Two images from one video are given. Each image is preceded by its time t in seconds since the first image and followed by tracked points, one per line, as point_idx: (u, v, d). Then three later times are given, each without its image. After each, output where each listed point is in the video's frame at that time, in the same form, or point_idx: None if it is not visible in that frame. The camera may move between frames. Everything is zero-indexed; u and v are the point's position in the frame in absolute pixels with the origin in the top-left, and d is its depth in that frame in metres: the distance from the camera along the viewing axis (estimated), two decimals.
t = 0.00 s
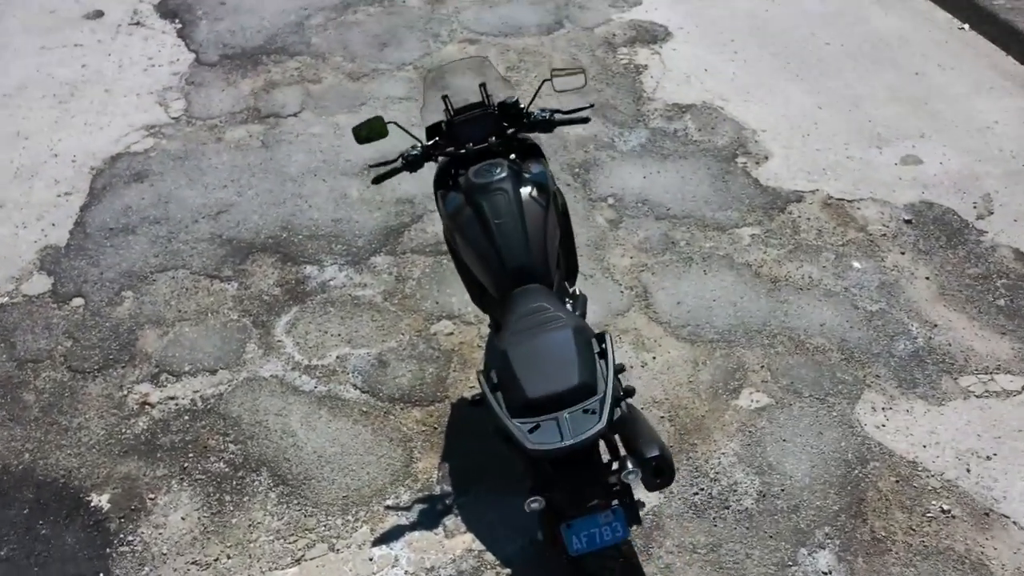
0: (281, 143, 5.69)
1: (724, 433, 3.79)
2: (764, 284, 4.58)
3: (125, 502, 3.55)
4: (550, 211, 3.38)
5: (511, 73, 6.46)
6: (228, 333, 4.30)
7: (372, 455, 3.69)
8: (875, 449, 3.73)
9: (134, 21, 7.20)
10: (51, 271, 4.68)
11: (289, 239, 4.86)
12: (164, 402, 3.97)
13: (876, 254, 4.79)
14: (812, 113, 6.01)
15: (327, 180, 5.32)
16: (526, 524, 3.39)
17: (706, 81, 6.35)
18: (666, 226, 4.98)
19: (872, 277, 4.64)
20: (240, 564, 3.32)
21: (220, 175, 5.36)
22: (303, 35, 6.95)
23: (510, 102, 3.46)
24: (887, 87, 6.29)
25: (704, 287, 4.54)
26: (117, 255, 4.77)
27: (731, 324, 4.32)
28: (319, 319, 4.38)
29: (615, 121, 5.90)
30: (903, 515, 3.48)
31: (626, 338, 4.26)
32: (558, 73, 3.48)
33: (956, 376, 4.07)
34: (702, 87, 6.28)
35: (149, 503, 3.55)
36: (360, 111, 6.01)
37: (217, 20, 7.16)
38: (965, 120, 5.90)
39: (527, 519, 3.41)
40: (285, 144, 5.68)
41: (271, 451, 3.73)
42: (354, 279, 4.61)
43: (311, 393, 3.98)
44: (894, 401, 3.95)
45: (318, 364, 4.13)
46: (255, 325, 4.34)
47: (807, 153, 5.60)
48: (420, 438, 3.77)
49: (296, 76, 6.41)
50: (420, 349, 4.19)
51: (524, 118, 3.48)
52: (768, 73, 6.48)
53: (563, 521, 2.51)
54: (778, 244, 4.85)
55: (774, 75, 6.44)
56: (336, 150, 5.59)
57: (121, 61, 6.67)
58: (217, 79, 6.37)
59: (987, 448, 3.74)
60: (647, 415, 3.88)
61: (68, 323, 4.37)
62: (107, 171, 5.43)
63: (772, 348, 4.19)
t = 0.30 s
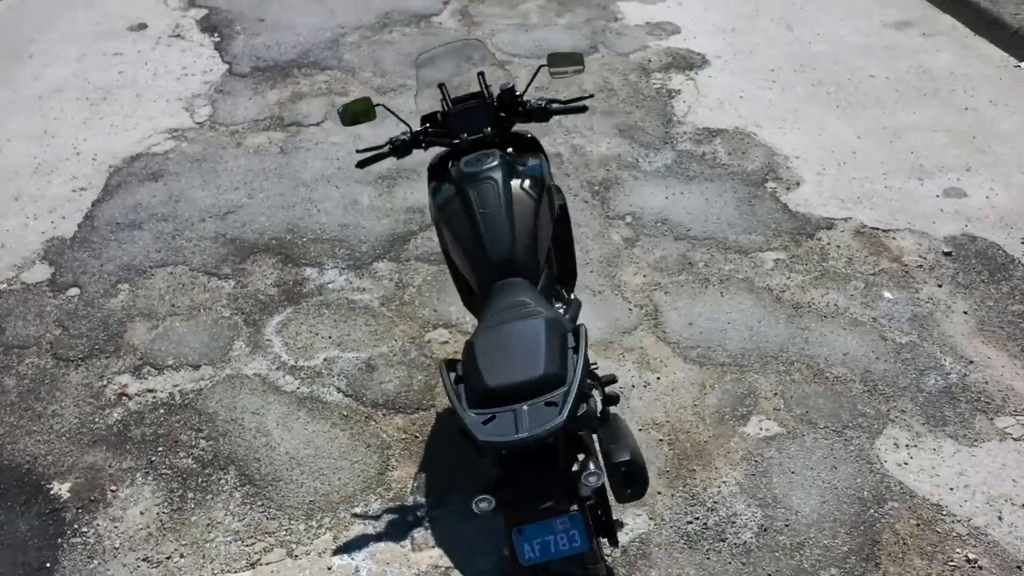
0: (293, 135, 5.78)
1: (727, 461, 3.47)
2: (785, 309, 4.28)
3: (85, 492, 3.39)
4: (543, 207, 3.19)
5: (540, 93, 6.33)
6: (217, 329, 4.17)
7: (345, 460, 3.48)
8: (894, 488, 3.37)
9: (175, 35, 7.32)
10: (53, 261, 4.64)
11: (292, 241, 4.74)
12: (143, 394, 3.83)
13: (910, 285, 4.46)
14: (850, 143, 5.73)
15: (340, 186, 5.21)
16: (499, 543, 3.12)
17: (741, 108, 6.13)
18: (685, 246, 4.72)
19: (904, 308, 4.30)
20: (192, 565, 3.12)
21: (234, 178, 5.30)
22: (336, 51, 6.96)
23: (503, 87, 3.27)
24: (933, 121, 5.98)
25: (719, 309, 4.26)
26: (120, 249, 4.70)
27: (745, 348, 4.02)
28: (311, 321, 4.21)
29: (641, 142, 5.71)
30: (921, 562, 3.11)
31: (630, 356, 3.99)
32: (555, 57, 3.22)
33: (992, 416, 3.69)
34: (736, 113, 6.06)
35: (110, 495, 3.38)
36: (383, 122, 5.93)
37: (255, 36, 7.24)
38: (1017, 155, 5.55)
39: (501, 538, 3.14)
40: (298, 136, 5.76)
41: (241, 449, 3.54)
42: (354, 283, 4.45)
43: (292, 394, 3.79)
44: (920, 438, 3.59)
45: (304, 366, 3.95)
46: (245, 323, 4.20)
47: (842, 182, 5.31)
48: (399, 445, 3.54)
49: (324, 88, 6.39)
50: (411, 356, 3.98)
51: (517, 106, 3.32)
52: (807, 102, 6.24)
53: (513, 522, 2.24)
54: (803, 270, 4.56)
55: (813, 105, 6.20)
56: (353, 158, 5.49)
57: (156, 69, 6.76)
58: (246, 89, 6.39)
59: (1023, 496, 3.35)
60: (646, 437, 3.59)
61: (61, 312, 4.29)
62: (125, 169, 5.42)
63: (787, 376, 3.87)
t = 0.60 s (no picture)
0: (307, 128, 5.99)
1: (725, 492, 3.22)
2: (805, 339, 4.02)
3: (57, 483, 3.31)
4: (534, 209, 3.05)
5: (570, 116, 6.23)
6: (213, 330, 4.10)
7: (322, 466, 3.33)
8: (909, 533, 3.07)
9: (219, 52, 7.47)
10: (65, 257, 4.66)
11: (301, 248, 4.68)
12: (130, 389, 3.77)
13: (943, 321, 4.15)
14: (890, 176, 5.47)
15: (356, 197, 5.16)
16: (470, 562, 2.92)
17: (776, 137, 5.93)
18: (703, 270, 4.51)
19: (935, 344, 4.00)
20: (150, 563, 2.99)
21: (253, 186, 5.29)
22: (372, 71, 7.00)
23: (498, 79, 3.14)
24: (981, 157, 5.68)
25: (733, 335, 4.02)
26: (132, 248, 4.70)
27: (757, 376, 3.78)
28: (309, 326, 4.12)
29: (668, 167, 5.54)
30: None
31: (633, 379, 3.78)
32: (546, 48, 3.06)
33: None
34: (771, 142, 5.86)
35: (80, 488, 3.29)
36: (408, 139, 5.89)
37: (295, 56, 7.34)
38: None
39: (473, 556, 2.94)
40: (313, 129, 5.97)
41: (218, 449, 3.43)
42: (357, 291, 4.35)
43: (278, 397, 3.68)
44: (942, 481, 3.28)
45: (295, 370, 3.84)
46: (243, 325, 4.13)
47: (878, 213, 5.05)
48: (379, 455, 3.38)
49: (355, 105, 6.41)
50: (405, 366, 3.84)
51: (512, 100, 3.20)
52: (847, 134, 6.00)
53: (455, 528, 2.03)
54: (828, 301, 4.30)
55: (854, 137, 5.96)
56: (373, 171, 5.44)
57: (196, 83, 6.88)
58: (279, 103, 6.44)
59: None
60: (641, 461, 3.37)
61: (64, 306, 4.29)
62: (149, 174, 5.46)
63: (800, 407, 3.61)
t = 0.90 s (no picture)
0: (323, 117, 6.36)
1: (717, 520, 3.05)
2: (819, 365, 3.82)
3: (41, 471, 3.30)
4: (525, 214, 2.98)
5: (600, 135, 6.15)
6: (216, 329, 4.09)
7: (303, 468, 3.26)
8: None
9: (261, 65, 7.62)
10: (83, 253, 4.73)
11: (313, 253, 4.67)
12: (126, 382, 3.77)
13: (971, 354, 3.91)
14: (928, 205, 5.23)
15: (374, 205, 5.14)
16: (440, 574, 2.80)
17: (810, 162, 5.74)
18: (719, 292, 4.35)
19: (961, 378, 3.76)
20: (119, 556, 2.94)
21: (275, 192, 5.32)
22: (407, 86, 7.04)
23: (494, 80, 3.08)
24: None
25: (743, 358, 3.85)
26: (148, 247, 4.75)
27: (765, 401, 3.59)
28: (310, 330, 4.08)
29: (694, 187, 5.40)
30: None
31: (633, 397, 3.64)
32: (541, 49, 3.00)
33: None
34: (804, 167, 5.67)
35: (63, 477, 3.28)
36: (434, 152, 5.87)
37: (334, 70, 7.43)
38: None
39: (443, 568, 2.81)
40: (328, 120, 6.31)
41: (203, 446, 3.39)
42: (362, 297, 4.31)
43: (269, 398, 3.64)
44: (955, 522, 3.04)
45: (290, 372, 3.80)
46: (245, 326, 4.11)
47: (912, 241, 4.82)
48: (362, 460, 3.30)
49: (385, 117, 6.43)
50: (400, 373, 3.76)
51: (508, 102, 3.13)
52: (886, 161, 5.78)
53: (392, 528, 1.92)
54: (849, 328, 4.09)
55: (892, 165, 5.74)
56: (394, 182, 5.43)
57: (235, 93, 7.01)
58: (311, 114, 6.51)
59: None
60: (632, 482, 3.21)
61: (75, 300, 4.33)
62: (176, 177, 5.54)
63: (806, 436, 3.42)
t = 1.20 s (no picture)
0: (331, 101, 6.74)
1: (706, 544, 2.92)
2: (831, 390, 3.66)
3: (35, 458, 3.34)
4: (516, 218, 2.92)
5: (628, 150, 6.07)
6: (222, 327, 4.11)
7: (288, 468, 3.24)
8: None
9: (301, 74, 7.74)
10: (106, 248, 4.82)
11: (327, 256, 4.68)
12: (129, 375, 3.80)
13: (997, 386, 3.70)
14: (965, 230, 5.01)
15: (393, 212, 5.14)
16: None
17: (844, 183, 5.56)
18: (734, 310, 4.22)
19: (983, 411, 3.56)
20: (98, 544, 2.94)
21: (298, 196, 5.37)
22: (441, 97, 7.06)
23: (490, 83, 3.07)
24: None
25: (751, 379, 3.71)
26: (168, 245, 4.82)
27: (769, 424, 3.44)
28: (314, 331, 4.07)
29: (720, 205, 5.28)
30: None
31: (632, 414, 3.53)
32: (537, 49, 2.99)
33: None
34: (837, 188, 5.50)
35: (55, 464, 3.31)
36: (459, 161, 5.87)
37: (371, 81, 7.51)
38: None
39: None
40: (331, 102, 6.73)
41: (193, 441, 3.39)
42: (370, 301, 4.30)
43: (265, 397, 3.63)
44: (961, 562, 2.85)
45: (289, 372, 3.80)
46: (251, 325, 4.13)
47: (944, 267, 4.60)
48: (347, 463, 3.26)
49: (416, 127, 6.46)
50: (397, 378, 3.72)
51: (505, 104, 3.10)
52: (925, 185, 5.57)
53: (332, 526, 1.87)
54: (867, 353, 3.92)
55: (931, 188, 5.52)
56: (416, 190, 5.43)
57: (272, 100, 7.13)
58: (343, 122, 6.57)
59: None
60: (620, 500, 3.10)
61: (92, 293, 4.41)
62: (205, 179, 5.63)
63: (809, 462, 3.26)
